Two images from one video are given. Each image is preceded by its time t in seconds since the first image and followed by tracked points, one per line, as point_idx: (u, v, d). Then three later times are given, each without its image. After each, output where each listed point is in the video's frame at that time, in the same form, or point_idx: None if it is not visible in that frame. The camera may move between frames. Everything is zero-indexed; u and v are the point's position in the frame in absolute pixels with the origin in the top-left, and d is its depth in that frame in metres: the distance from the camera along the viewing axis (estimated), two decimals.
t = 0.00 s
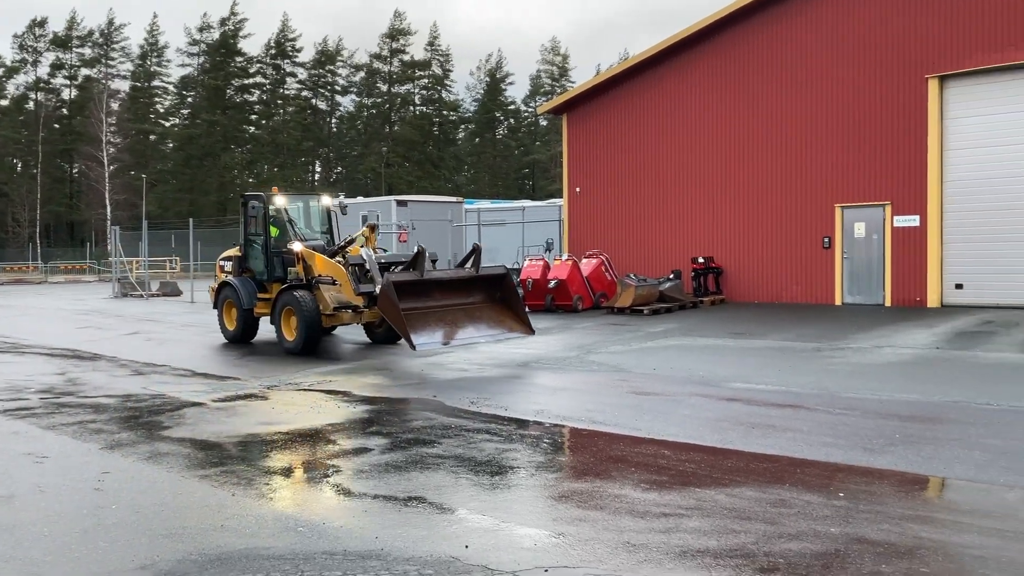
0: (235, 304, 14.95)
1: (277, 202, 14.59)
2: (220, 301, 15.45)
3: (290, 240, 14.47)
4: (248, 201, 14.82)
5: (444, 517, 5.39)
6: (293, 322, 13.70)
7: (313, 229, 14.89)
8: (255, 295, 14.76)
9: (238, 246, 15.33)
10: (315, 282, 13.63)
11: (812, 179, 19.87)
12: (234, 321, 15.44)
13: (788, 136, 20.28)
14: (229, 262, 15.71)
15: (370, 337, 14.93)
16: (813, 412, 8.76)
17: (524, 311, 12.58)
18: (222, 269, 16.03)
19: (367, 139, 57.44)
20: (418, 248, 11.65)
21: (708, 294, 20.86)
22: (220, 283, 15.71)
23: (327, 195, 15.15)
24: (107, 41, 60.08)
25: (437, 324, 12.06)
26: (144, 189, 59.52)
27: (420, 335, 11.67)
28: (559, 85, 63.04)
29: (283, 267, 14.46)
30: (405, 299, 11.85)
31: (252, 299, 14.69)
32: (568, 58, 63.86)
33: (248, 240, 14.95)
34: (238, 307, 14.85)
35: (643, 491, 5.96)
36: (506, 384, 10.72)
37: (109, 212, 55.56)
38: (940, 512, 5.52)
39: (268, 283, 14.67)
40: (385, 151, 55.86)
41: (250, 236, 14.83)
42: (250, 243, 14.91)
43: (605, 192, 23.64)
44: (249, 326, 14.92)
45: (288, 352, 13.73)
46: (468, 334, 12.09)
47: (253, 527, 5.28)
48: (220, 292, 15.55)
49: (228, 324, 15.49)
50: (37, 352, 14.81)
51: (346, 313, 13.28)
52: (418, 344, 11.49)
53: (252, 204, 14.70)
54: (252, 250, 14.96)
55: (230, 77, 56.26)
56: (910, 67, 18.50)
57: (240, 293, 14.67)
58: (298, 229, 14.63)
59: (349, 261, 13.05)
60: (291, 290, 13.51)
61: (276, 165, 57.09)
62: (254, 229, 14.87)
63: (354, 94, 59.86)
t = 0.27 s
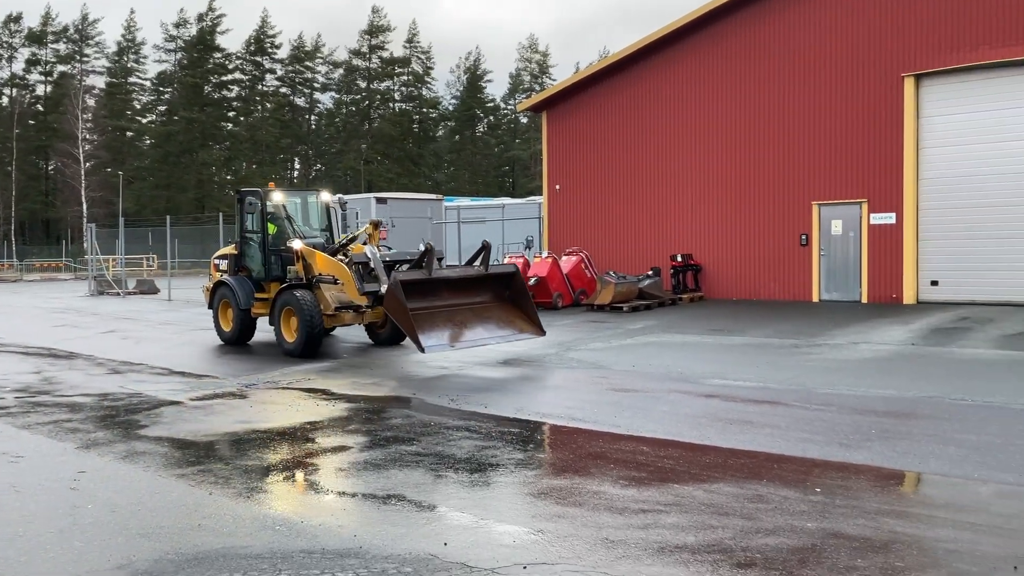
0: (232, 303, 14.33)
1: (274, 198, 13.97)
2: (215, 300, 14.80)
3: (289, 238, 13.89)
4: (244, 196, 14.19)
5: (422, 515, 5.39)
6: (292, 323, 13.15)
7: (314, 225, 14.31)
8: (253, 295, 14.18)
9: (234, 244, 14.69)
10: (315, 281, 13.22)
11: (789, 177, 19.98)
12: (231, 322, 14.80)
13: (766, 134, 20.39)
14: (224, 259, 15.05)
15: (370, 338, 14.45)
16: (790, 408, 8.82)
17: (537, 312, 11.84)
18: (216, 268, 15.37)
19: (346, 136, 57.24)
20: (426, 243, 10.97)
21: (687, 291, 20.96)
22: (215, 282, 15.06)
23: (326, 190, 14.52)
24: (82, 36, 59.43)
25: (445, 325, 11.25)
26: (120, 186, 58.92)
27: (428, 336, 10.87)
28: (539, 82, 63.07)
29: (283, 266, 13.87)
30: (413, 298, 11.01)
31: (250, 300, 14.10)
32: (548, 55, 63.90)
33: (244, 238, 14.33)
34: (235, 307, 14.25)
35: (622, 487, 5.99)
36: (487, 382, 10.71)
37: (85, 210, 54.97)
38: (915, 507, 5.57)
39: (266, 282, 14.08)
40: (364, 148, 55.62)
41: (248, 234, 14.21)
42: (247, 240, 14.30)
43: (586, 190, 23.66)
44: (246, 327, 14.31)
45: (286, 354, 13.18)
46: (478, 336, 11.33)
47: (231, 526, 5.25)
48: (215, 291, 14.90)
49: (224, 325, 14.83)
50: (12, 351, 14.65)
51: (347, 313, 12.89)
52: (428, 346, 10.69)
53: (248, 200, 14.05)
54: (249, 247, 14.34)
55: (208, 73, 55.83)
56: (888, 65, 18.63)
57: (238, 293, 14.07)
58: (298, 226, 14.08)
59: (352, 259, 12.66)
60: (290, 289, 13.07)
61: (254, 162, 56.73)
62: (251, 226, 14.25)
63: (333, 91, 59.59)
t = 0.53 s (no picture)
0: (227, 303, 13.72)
1: (271, 194, 13.32)
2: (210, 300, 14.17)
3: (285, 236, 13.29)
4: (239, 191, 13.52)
5: (398, 512, 5.38)
6: (291, 324, 12.64)
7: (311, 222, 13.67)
8: (248, 295, 13.58)
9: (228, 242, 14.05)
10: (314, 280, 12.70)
11: (765, 175, 20.10)
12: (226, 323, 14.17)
13: (742, 132, 20.50)
14: (219, 257, 14.42)
15: (371, 338, 14.04)
16: (765, 403, 8.88)
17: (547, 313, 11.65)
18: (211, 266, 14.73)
19: (322, 133, 56.96)
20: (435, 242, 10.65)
21: (663, 288, 21.05)
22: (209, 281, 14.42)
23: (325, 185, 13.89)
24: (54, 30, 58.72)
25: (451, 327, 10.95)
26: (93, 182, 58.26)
27: (436, 337, 10.58)
28: (517, 79, 63.09)
29: (280, 265, 13.24)
30: (419, 299, 10.70)
31: (245, 300, 13.50)
32: (525, 51, 63.90)
33: (239, 236, 13.68)
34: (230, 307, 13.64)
35: (599, 483, 6.01)
36: (465, 379, 10.68)
37: (58, 206, 54.32)
38: (888, 501, 5.63)
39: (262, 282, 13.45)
40: (341, 145, 55.34)
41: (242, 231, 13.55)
42: (241, 238, 13.64)
43: (564, 187, 23.68)
44: (240, 328, 13.69)
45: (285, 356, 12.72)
46: (486, 337, 11.09)
47: (205, 525, 5.21)
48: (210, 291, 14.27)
49: (219, 326, 14.20)
50: None
51: (346, 314, 12.41)
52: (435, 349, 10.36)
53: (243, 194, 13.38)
54: (244, 245, 13.69)
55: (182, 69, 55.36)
56: (862, 64, 18.78)
57: (232, 293, 13.44)
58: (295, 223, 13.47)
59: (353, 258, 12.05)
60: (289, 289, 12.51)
61: (230, 158, 56.31)
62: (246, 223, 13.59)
63: (309, 87, 59.26)
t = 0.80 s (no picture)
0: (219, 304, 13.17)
1: (266, 188, 12.93)
2: (201, 300, 13.60)
3: (281, 232, 12.90)
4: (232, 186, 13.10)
5: (370, 510, 5.35)
6: (288, 324, 12.13)
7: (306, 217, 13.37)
8: (241, 295, 13.01)
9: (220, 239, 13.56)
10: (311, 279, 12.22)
11: (738, 173, 20.23)
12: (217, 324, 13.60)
13: (715, 130, 20.60)
14: (210, 256, 13.89)
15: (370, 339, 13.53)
16: (737, 399, 8.94)
17: (556, 312, 11.20)
18: (201, 264, 14.19)
19: (296, 129, 56.58)
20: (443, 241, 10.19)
21: (637, 285, 21.15)
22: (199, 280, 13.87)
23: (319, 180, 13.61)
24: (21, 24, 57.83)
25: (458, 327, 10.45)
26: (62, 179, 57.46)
27: (443, 337, 10.06)
28: (493, 75, 63.02)
29: (276, 262, 12.83)
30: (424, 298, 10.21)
31: (238, 300, 12.92)
32: (500, 49, 63.85)
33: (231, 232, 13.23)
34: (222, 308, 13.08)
35: (572, 480, 6.02)
36: (440, 377, 10.65)
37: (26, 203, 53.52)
38: (857, 496, 5.69)
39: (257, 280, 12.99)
40: (314, 142, 54.99)
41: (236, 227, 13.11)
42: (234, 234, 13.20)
43: (539, 185, 23.70)
44: (233, 330, 13.15)
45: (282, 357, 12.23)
46: (493, 337, 10.60)
47: (175, 524, 5.17)
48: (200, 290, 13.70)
49: (210, 327, 13.63)
50: None
51: (345, 313, 11.90)
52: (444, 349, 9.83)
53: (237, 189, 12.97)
54: (237, 242, 13.24)
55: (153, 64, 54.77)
56: (833, 64, 18.94)
57: (225, 293, 12.91)
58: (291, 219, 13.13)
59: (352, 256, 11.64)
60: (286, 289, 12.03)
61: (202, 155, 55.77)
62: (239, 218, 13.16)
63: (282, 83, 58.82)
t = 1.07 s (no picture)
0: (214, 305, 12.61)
1: (261, 184, 12.44)
2: (195, 302, 13.03)
3: (278, 230, 12.43)
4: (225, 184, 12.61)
5: (345, 509, 5.33)
6: (287, 324, 11.63)
7: (303, 214, 12.90)
8: (237, 294, 12.50)
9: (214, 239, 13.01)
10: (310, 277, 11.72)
11: (714, 172, 20.33)
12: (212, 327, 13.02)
13: (691, 129, 20.67)
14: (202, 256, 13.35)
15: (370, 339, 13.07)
16: (712, 396, 8.99)
17: (570, 305, 10.72)
18: (194, 265, 13.63)
19: (270, 126, 56.24)
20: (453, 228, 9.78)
21: (613, 283, 21.23)
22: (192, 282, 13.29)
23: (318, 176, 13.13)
24: None
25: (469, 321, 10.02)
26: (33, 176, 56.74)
27: (453, 330, 9.60)
28: (469, 73, 62.98)
29: (272, 261, 12.29)
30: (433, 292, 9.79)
31: (234, 300, 12.41)
32: (476, 47, 63.79)
33: (225, 231, 12.69)
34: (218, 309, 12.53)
35: (547, 477, 6.03)
36: (416, 375, 10.60)
37: None
38: (829, 491, 5.74)
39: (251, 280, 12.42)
40: (288, 139, 54.56)
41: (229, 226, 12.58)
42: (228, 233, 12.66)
43: (516, 181, 23.71)
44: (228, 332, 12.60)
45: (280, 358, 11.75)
46: (506, 332, 10.11)
47: (147, 524, 5.12)
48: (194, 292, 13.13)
49: (205, 330, 13.06)
50: None
51: (347, 313, 11.40)
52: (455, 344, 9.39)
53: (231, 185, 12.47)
54: (230, 241, 12.69)
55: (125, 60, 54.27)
56: (807, 62, 19.06)
57: (220, 293, 12.35)
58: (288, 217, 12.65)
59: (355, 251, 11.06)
60: (286, 287, 11.51)
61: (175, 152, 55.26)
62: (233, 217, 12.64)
63: (256, 79, 58.41)
